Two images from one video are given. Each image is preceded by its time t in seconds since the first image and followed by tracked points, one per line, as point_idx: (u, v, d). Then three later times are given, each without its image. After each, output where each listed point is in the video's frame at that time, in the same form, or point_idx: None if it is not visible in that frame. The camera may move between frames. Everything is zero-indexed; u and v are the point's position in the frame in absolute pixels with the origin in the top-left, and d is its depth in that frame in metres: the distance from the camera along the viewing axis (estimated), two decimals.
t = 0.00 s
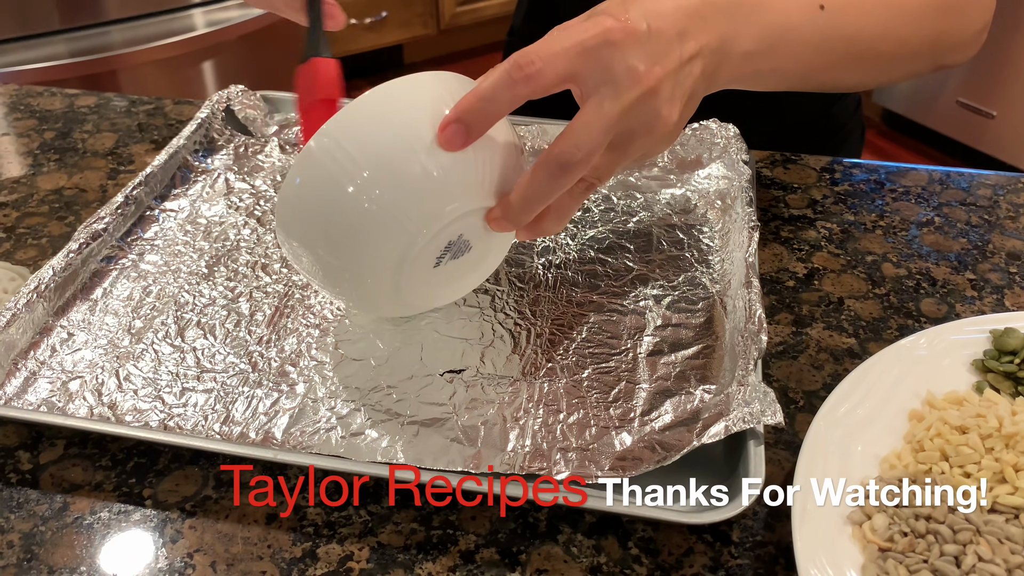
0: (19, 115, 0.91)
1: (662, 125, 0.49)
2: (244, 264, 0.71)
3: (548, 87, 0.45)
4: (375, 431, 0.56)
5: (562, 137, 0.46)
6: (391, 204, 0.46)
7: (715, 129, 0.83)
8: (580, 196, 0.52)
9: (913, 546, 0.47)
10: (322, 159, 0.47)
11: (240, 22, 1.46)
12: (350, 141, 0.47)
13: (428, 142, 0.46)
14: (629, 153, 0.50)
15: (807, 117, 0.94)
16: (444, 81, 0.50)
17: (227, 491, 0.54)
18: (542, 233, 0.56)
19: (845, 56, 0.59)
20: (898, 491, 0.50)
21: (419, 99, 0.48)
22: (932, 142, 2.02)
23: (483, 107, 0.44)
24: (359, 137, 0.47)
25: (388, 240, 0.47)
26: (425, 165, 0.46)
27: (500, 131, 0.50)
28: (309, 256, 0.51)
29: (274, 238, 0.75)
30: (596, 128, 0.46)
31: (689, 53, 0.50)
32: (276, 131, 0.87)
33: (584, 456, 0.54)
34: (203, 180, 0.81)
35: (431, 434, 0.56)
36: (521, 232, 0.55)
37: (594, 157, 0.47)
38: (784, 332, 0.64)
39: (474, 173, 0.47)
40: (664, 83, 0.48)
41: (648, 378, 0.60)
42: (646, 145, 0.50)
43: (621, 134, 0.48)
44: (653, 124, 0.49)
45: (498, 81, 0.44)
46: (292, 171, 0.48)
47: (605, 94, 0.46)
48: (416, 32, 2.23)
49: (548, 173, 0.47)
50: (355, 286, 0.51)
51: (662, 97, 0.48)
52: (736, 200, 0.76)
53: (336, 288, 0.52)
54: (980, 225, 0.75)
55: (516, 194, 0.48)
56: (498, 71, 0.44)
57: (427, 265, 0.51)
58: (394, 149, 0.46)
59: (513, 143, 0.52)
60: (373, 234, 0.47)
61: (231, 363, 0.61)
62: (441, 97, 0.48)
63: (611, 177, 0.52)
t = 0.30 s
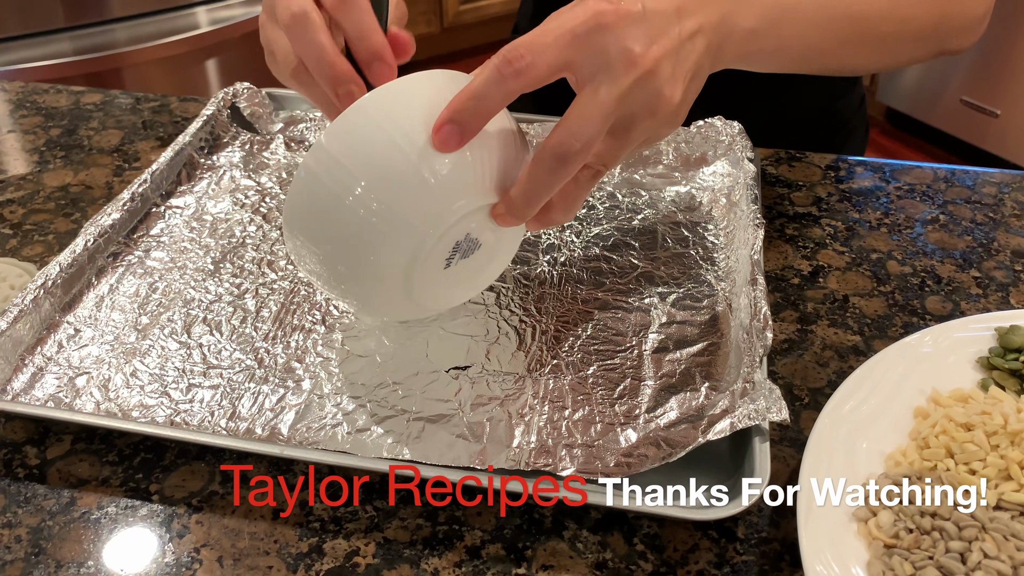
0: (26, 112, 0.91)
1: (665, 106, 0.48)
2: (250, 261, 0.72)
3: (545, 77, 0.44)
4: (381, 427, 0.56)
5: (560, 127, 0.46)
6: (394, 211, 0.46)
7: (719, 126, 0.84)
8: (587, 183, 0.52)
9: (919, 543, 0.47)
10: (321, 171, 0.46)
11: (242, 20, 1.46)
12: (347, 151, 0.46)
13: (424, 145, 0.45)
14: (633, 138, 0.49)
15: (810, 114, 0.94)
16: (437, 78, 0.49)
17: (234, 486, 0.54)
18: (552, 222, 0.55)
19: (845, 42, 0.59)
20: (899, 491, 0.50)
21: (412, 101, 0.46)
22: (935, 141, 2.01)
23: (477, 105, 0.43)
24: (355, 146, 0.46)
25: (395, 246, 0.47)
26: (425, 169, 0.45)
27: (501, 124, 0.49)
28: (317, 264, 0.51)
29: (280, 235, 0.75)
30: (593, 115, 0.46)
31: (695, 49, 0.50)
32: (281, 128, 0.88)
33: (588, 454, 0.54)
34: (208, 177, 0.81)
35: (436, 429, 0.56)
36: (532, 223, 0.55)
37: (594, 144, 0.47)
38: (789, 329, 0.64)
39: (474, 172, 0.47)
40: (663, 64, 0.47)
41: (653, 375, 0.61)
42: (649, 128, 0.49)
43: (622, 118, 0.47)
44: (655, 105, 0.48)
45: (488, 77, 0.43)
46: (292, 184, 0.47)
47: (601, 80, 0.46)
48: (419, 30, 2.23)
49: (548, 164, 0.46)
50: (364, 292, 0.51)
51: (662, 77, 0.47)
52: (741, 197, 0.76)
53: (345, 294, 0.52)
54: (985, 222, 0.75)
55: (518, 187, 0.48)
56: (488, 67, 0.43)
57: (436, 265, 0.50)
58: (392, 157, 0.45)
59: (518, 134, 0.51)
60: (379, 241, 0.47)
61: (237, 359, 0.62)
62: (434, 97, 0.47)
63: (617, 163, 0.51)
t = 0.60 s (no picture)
0: (30, 111, 0.91)
1: (650, 65, 0.44)
2: (253, 260, 0.72)
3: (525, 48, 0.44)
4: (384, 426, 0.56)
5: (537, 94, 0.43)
6: (388, 202, 0.46)
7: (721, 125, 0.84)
8: (585, 160, 0.47)
9: (921, 542, 0.47)
10: (319, 172, 0.48)
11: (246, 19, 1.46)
12: (343, 150, 0.47)
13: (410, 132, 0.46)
14: (622, 105, 0.44)
15: (812, 113, 0.94)
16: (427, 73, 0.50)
17: (237, 485, 0.54)
18: (558, 209, 0.50)
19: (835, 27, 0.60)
20: (898, 491, 0.50)
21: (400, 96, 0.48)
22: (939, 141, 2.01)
23: (449, 82, 0.43)
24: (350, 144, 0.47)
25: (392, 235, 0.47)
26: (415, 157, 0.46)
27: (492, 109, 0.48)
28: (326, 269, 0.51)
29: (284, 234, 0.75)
30: (570, 76, 0.42)
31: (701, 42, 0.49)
32: (285, 128, 0.88)
33: (590, 453, 0.54)
34: (212, 176, 0.81)
35: (438, 428, 0.56)
36: (537, 212, 0.51)
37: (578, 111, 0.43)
38: (792, 329, 0.64)
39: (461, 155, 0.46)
40: (647, 23, 0.43)
41: (655, 374, 0.61)
42: (640, 93, 0.45)
43: (603, 79, 0.43)
44: (641, 65, 0.43)
45: (461, 51, 0.42)
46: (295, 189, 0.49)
47: (578, 44, 0.43)
48: (422, 28, 2.23)
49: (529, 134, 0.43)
50: (371, 293, 0.50)
51: (646, 34, 0.43)
52: (744, 197, 0.76)
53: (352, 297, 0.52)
54: (988, 222, 0.75)
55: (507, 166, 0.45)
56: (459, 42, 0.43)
57: (439, 258, 0.49)
58: (382, 151, 0.46)
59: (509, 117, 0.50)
60: (376, 233, 0.47)
61: (240, 357, 0.62)
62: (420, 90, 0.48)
63: (615, 136, 0.46)
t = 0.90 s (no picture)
0: (33, 112, 0.91)
1: (692, 91, 0.42)
2: (256, 261, 0.72)
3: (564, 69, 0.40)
4: (386, 426, 0.56)
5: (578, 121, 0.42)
6: (417, 218, 0.44)
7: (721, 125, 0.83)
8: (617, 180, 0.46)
9: (923, 543, 0.47)
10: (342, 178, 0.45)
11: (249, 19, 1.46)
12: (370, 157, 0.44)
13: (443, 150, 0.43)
14: (661, 129, 0.43)
15: (814, 114, 0.94)
16: (457, 82, 0.47)
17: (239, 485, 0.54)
18: (588, 222, 0.49)
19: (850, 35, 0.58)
20: (899, 491, 0.50)
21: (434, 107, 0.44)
22: (941, 141, 2.01)
23: (487, 107, 0.40)
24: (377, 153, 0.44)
25: (418, 250, 0.45)
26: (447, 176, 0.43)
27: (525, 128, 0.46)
28: (346, 272, 0.49)
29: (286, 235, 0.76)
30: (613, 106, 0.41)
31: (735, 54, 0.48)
32: (288, 128, 0.88)
33: (592, 454, 0.54)
34: (214, 177, 0.82)
35: (439, 429, 0.56)
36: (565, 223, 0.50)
37: (618, 139, 0.42)
38: (794, 329, 0.64)
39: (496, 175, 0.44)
40: (688, 45, 0.41)
41: (657, 374, 0.61)
42: (679, 116, 0.43)
43: (646, 107, 0.42)
44: (682, 90, 0.42)
45: (500, 74, 0.39)
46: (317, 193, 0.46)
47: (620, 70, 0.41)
48: (424, 28, 2.23)
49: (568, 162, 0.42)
50: (392, 300, 0.49)
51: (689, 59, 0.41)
52: (746, 197, 0.76)
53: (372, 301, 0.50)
54: (991, 223, 0.75)
55: (542, 187, 0.44)
56: (500, 62, 0.39)
57: (466, 273, 0.47)
58: (414, 163, 0.43)
59: (545, 133, 0.47)
60: (403, 248, 0.45)
61: (243, 358, 0.62)
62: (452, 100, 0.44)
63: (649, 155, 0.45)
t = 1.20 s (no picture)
0: (33, 110, 0.91)
1: (812, 108, 0.44)
2: (257, 259, 0.73)
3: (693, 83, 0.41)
4: (387, 424, 0.56)
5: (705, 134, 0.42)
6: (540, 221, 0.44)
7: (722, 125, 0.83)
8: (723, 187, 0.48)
9: (924, 541, 0.47)
10: (464, 181, 0.44)
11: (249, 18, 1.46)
12: (492, 155, 0.44)
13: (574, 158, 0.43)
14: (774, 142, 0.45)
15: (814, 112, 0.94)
16: (571, 83, 0.46)
17: (241, 484, 0.54)
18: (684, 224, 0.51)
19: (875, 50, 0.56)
20: (900, 489, 0.50)
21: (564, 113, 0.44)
22: (942, 140, 2.01)
23: (619, 120, 0.41)
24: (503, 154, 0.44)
25: (539, 253, 0.45)
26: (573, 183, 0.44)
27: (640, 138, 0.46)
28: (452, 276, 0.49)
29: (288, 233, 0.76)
30: (742, 122, 0.42)
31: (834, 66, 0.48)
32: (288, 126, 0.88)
33: (593, 452, 0.54)
34: (215, 175, 0.82)
35: (441, 427, 0.56)
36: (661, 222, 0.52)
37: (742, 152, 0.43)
38: (796, 328, 0.64)
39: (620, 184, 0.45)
40: (808, 65, 0.43)
41: (658, 373, 0.61)
42: (792, 131, 0.45)
43: (769, 121, 0.43)
44: (801, 107, 0.43)
45: (635, 88, 0.40)
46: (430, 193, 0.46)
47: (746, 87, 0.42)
48: (425, 28, 2.23)
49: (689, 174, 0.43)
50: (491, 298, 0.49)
51: (811, 80, 0.43)
52: (747, 196, 0.76)
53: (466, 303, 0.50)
54: (992, 221, 0.75)
55: (660, 197, 0.45)
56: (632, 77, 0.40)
57: (570, 275, 0.48)
58: (543, 173, 0.43)
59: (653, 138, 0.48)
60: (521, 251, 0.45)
61: (245, 356, 0.62)
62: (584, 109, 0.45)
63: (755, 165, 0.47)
